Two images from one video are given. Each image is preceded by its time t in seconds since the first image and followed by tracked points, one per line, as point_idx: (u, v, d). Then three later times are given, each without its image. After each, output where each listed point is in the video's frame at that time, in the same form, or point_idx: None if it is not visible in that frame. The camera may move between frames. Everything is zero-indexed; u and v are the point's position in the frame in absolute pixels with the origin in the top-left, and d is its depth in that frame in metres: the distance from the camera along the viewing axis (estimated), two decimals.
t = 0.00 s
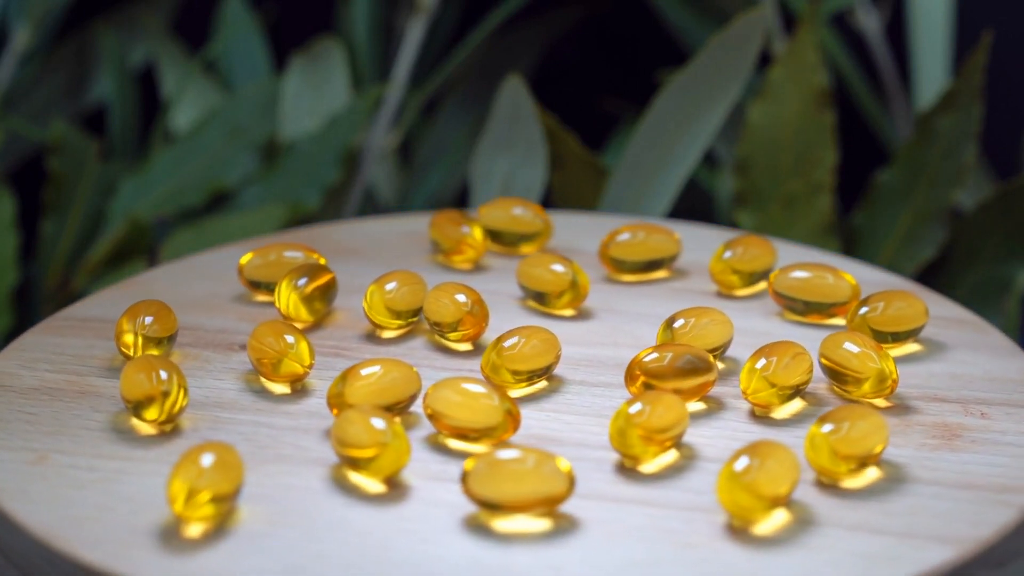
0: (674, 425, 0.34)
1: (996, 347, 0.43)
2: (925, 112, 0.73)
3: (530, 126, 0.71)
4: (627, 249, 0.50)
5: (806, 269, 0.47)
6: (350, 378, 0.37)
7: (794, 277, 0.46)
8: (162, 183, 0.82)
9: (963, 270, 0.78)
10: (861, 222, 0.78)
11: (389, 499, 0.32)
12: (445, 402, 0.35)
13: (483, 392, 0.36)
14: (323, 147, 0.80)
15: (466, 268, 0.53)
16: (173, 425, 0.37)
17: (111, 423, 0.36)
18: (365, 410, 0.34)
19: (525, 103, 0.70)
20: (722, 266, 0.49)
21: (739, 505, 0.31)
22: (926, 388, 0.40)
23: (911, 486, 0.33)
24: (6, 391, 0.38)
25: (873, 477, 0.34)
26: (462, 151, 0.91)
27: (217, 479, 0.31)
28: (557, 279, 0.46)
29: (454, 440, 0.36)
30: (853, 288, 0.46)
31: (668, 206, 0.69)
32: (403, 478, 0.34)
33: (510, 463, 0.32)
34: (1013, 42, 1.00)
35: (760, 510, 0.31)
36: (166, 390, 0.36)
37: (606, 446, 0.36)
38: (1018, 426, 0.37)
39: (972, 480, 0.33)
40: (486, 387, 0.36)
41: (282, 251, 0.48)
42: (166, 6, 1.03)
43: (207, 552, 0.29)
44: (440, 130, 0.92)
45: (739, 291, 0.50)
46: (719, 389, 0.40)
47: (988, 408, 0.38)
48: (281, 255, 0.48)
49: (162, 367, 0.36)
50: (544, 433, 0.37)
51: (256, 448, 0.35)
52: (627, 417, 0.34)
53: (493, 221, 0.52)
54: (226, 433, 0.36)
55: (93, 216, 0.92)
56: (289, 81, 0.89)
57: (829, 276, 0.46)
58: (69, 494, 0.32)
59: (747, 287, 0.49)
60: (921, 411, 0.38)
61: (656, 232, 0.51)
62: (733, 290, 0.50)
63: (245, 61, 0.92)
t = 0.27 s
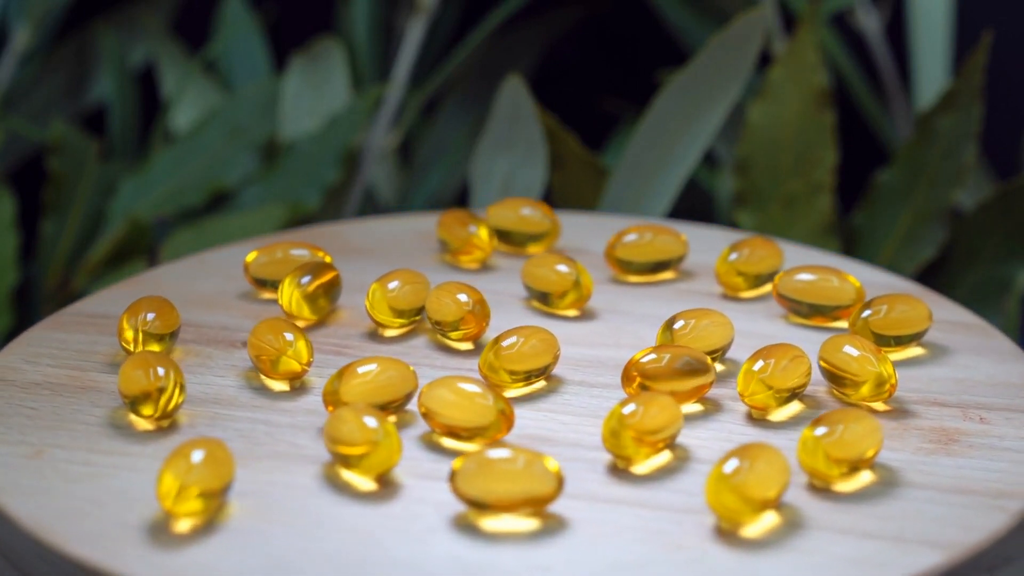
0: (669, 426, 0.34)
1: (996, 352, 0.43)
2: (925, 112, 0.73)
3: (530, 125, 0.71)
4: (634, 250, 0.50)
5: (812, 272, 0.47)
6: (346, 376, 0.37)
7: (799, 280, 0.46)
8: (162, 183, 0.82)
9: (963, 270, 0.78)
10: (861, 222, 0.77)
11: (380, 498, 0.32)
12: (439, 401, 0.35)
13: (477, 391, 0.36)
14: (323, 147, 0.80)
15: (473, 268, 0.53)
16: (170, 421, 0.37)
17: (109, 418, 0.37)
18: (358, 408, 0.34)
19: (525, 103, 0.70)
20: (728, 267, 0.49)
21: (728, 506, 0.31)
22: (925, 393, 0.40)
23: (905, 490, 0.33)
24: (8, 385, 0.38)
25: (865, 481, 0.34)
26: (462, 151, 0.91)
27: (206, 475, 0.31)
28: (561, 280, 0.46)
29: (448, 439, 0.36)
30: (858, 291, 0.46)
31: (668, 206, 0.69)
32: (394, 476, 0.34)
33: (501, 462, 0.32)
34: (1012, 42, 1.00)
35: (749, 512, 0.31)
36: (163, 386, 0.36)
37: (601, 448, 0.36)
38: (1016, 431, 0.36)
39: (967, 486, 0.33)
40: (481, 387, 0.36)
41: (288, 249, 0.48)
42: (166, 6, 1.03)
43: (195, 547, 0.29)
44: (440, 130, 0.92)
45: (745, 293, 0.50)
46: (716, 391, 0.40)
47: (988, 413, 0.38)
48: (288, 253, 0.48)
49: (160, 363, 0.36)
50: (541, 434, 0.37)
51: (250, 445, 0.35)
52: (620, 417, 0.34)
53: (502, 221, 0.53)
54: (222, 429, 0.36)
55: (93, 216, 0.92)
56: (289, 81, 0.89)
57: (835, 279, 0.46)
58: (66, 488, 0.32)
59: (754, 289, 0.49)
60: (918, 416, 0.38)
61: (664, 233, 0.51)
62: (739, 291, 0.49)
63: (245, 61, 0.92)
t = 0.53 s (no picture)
0: (660, 429, 0.34)
1: (997, 357, 0.42)
2: (925, 112, 0.73)
3: (530, 125, 0.71)
4: (640, 251, 0.50)
5: (818, 275, 0.46)
6: (343, 373, 0.37)
7: (804, 283, 0.45)
8: (162, 183, 0.82)
9: (963, 270, 0.78)
10: (861, 222, 0.77)
11: (369, 497, 0.32)
12: (433, 400, 0.36)
13: (472, 391, 0.36)
14: (323, 147, 0.80)
15: (482, 267, 0.53)
16: (167, 417, 0.37)
17: (107, 414, 0.37)
18: (351, 405, 0.34)
19: (525, 103, 0.70)
20: (733, 269, 0.48)
21: (716, 511, 0.30)
22: (926, 397, 0.39)
23: (896, 495, 0.32)
24: (10, 379, 0.39)
25: (857, 484, 0.33)
26: (463, 151, 0.91)
27: (195, 470, 0.31)
28: (566, 280, 0.46)
29: (441, 438, 0.36)
30: (863, 294, 0.45)
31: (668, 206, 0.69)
32: (385, 473, 0.34)
33: (489, 462, 0.32)
34: (1013, 42, 1.00)
35: (735, 515, 0.30)
36: (160, 381, 0.36)
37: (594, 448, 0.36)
38: (1014, 436, 0.36)
39: (959, 491, 0.32)
40: (476, 386, 0.36)
41: (297, 247, 0.49)
42: (166, 6, 1.03)
43: (181, 542, 0.30)
44: (440, 130, 0.92)
45: (750, 296, 0.50)
46: (713, 393, 0.40)
47: (987, 419, 0.37)
48: (295, 251, 0.48)
49: (156, 359, 0.37)
50: (536, 435, 0.37)
51: (244, 441, 0.36)
52: (613, 419, 0.34)
53: (511, 221, 0.53)
54: (218, 425, 0.37)
55: (93, 216, 0.92)
56: (290, 81, 0.89)
57: (840, 283, 0.45)
58: (61, 482, 0.32)
59: (759, 291, 0.49)
60: (917, 420, 0.37)
61: (672, 234, 0.50)
62: (745, 294, 0.49)
63: (245, 61, 0.92)
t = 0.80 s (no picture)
0: (653, 430, 0.34)
1: (999, 362, 0.42)
2: (925, 113, 0.73)
3: (530, 125, 0.71)
4: (647, 252, 0.50)
5: (824, 279, 0.45)
6: (341, 371, 0.37)
7: (810, 286, 0.45)
8: (162, 183, 0.82)
9: (964, 269, 0.78)
10: (861, 222, 0.77)
11: (360, 496, 0.32)
12: (427, 399, 0.36)
13: (467, 391, 0.36)
14: (323, 146, 0.80)
15: (490, 267, 0.53)
16: (165, 413, 0.38)
17: (107, 409, 0.37)
18: (343, 404, 0.35)
19: (525, 103, 0.70)
20: (740, 271, 0.48)
21: (703, 513, 0.30)
22: (924, 402, 0.39)
23: (887, 501, 0.32)
24: (14, 373, 0.39)
25: (849, 488, 0.33)
26: (463, 151, 0.91)
27: (183, 466, 0.31)
28: (571, 281, 0.46)
29: (435, 437, 0.36)
30: (867, 298, 0.45)
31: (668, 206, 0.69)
32: (377, 471, 0.34)
33: (478, 462, 0.32)
34: (1014, 42, 1.00)
35: (723, 518, 0.30)
36: (158, 377, 0.37)
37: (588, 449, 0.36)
38: (1011, 443, 0.35)
39: (952, 498, 0.32)
40: (472, 386, 0.36)
41: (304, 245, 0.49)
42: (166, 6, 1.03)
43: (169, 541, 0.30)
44: (440, 130, 0.92)
45: (758, 298, 0.49)
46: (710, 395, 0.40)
47: (985, 425, 0.37)
48: (303, 249, 0.49)
49: (155, 355, 0.37)
50: (531, 436, 0.37)
51: (240, 438, 0.36)
52: (605, 420, 0.34)
53: (522, 221, 0.53)
54: (215, 422, 0.37)
55: (93, 216, 0.92)
56: (290, 81, 0.89)
57: (845, 286, 0.45)
58: (59, 477, 0.33)
59: (766, 294, 0.49)
60: (914, 425, 0.37)
61: (680, 236, 0.50)
62: (752, 296, 0.49)
63: (245, 61, 0.92)
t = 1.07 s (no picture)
0: (646, 430, 0.34)
1: (1003, 369, 0.41)
2: (925, 113, 0.73)
3: (529, 125, 0.71)
4: (653, 254, 0.50)
5: (828, 281, 0.45)
6: (338, 369, 0.38)
7: (815, 289, 0.45)
8: (162, 183, 0.82)
9: (964, 269, 0.78)
10: (861, 222, 0.78)
11: (353, 496, 0.32)
12: (421, 399, 0.36)
13: (462, 391, 0.36)
14: (323, 147, 0.80)
15: (497, 267, 0.53)
16: (164, 409, 0.38)
17: (106, 404, 0.38)
18: (336, 403, 0.35)
19: (525, 104, 0.70)
20: (745, 274, 0.48)
21: (692, 516, 0.30)
22: (925, 408, 0.39)
23: (880, 506, 0.32)
24: (16, 368, 0.40)
25: (843, 492, 0.33)
26: (463, 151, 0.91)
27: (175, 462, 0.31)
28: (576, 282, 0.46)
29: (429, 435, 0.36)
30: (872, 301, 0.45)
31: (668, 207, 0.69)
32: (370, 469, 0.34)
33: (469, 462, 0.32)
34: (1015, 42, 1.00)
35: (711, 521, 0.30)
36: (155, 373, 0.37)
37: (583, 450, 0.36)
38: (1009, 450, 0.35)
39: (946, 504, 0.32)
40: (467, 385, 0.36)
41: (311, 243, 0.49)
42: (166, 6, 1.03)
43: (159, 539, 0.30)
44: (439, 130, 0.92)
45: (764, 301, 0.49)
46: (707, 397, 0.40)
47: (984, 431, 0.37)
48: (310, 247, 0.49)
49: (154, 352, 0.38)
50: (528, 437, 0.37)
51: (237, 435, 0.36)
52: (598, 421, 0.34)
53: (531, 221, 0.53)
54: (213, 418, 0.37)
55: (93, 216, 0.92)
56: (290, 80, 0.89)
57: (849, 290, 0.45)
58: (57, 472, 0.33)
59: (773, 296, 0.49)
60: (912, 430, 0.37)
61: (688, 236, 0.50)
62: (758, 299, 0.49)
63: (245, 60, 0.92)
